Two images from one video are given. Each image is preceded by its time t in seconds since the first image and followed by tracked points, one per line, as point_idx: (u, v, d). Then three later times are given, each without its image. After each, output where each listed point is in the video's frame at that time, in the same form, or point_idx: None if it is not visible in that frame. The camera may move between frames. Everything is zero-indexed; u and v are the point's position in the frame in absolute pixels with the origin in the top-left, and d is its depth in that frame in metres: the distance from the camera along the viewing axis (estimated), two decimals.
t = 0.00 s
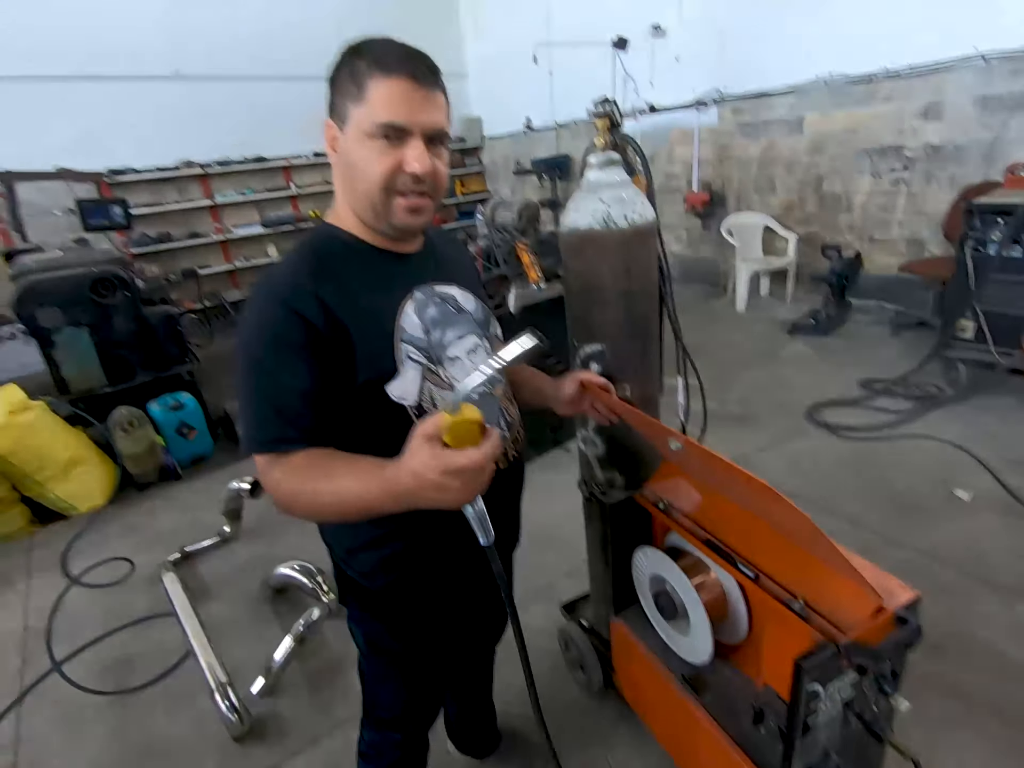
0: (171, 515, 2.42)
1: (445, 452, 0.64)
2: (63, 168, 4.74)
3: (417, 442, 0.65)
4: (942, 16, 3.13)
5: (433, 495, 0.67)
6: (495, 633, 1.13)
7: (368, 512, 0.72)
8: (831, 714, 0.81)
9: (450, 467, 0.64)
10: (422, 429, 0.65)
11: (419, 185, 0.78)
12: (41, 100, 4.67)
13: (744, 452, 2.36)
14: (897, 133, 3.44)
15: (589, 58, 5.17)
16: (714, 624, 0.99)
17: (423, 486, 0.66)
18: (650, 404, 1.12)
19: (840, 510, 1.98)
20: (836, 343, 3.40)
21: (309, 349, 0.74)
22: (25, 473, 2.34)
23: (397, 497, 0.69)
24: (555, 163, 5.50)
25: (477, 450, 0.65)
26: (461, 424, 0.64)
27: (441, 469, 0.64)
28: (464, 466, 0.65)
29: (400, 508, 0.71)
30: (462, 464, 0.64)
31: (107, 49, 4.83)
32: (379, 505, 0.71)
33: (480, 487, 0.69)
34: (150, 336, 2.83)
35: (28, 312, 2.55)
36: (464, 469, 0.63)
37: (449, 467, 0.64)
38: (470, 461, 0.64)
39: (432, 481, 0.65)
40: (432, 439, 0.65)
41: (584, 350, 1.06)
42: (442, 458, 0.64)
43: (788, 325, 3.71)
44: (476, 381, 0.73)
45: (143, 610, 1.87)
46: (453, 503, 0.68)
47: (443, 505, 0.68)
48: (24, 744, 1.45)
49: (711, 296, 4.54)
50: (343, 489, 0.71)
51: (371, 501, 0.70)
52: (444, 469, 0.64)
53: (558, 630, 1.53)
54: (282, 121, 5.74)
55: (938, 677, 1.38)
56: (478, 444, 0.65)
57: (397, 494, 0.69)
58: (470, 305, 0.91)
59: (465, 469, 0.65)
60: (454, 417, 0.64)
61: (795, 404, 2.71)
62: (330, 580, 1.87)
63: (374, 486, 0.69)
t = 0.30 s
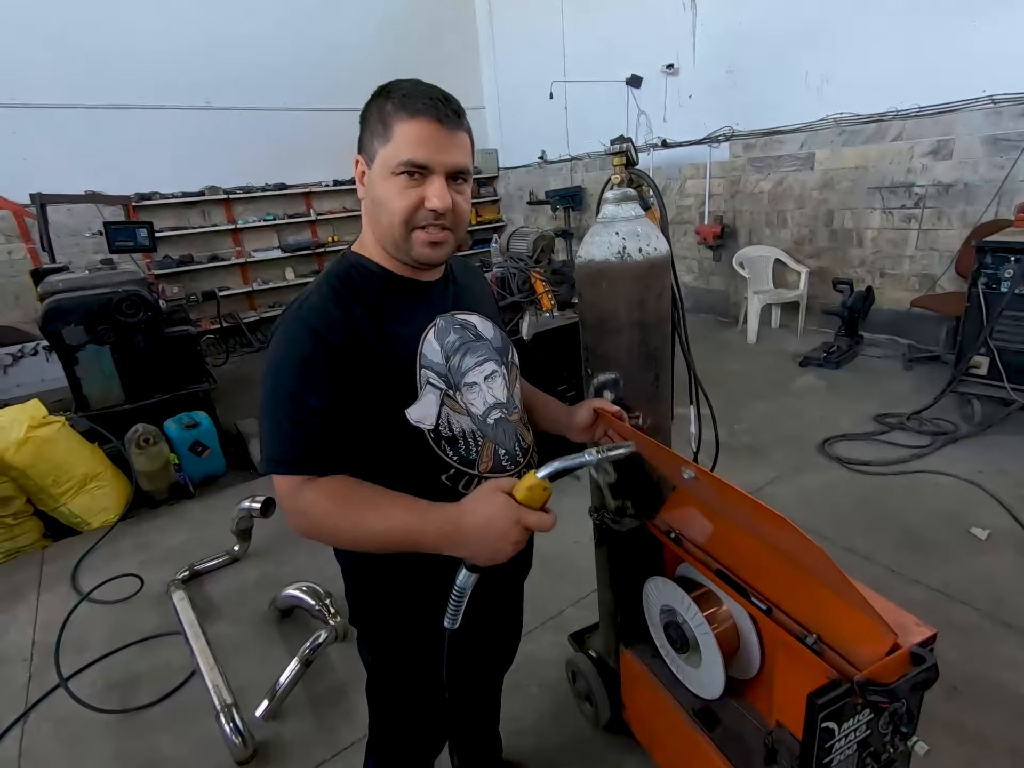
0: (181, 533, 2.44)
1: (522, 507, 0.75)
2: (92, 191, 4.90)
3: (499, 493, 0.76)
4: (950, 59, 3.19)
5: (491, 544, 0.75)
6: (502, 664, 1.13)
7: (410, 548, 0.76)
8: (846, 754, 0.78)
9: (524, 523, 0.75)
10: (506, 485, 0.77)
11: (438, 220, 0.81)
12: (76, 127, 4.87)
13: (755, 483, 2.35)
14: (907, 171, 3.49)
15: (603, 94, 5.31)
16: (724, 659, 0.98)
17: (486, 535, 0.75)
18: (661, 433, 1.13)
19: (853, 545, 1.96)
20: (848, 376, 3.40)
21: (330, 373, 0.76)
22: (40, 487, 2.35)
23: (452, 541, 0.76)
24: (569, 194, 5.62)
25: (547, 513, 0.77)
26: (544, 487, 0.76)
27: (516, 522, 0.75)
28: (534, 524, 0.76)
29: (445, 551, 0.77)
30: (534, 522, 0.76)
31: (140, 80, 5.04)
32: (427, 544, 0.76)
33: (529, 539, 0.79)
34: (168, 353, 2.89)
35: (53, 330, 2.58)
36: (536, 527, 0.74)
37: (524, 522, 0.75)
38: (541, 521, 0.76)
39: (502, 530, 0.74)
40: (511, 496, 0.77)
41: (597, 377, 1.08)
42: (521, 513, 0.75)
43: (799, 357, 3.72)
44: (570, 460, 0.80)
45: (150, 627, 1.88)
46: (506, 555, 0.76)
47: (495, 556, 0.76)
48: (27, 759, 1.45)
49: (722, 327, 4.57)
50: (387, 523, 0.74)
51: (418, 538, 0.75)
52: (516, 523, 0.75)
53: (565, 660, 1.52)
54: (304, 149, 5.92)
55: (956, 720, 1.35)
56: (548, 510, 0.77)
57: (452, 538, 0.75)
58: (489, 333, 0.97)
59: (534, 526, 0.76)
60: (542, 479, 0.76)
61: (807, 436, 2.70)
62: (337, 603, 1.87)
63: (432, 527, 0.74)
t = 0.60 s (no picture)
0: (190, 548, 2.44)
1: (530, 543, 0.75)
2: (117, 210, 5.04)
3: (506, 528, 0.76)
4: (963, 91, 3.21)
5: (495, 580, 0.75)
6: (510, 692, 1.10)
7: (419, 578, 0.76)
8: None
9: (529, 560, 0.75)
10: (515, 520, 0.77)
11: (457, 242, 0.82)
12: (104, 148, 5.02)
13: (768, 511, 2.32)
14: (920, 200, 3.49)
15: (617, 122, 5.41)
16: (738, 692, 0.95)
17: (492, 570, 0.74)
18: (675, 458, 1.12)
19: (869, 578, 1.92)
20: (863, 403, 3.36)
21: (347, 391, 0.76)
22: (53, 498, 2.38)
23: (458, 573, 0.75)
24: (582, 219, 5.69)
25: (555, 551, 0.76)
26: (551, 524, 0.76)
27: (522, 557, 0.74)
28: (540, 563, 0.75)
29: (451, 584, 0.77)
30: (540, 560, 0.75)
31: (168, 103, 5.20)
32: (434, 576, 0.75)
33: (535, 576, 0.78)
34: (183, 368, 2.93)
35: (73, 345, 2.62)
36: (542, 563, 0.74)
37: (530, 558, 0.75)
38: (548, 559, 0.75)
39: (507, 565, 0.74)
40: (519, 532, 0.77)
41: (611, 399, 1.08)
42: (528, 549, 0.75)
43: (813, 383, 3.70)
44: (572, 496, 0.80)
45: (156, 644, 1.87)
46: (510, 592, 0.76)
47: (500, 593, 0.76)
48: None
49: (734, 353, 4.55)
50: (397, 551, 0.74)
51: (426, 569, 0.74)
52: (522, 559, 0.75)
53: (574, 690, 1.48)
54: (323, 171, 6.06)
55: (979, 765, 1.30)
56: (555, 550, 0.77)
57: (459, 570, 0.75)
58: (505, 355, 0.97)
59: (540, 564, 0.75)
60: (550, 516, 0.76)
61: (820, 464, 2.67)
62: (343, 624, 1.85)
63: (437, 559, 0.73)
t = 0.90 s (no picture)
0: (194, 558, 2.43)
1: (487, 525, 0.61)
2: (134, 221, 5.12)
3: (464, 507, 0.64)
4: (975, 112, 3.21)
5: (458, 570, 0.64)
6: (512, 713, 1.08)
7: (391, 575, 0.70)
8: None
9: (486, 544, 0.61)
10: (475, 497, 0.64)
11: (467, 252, 0.82)
12: (124, 161, 5.11)
13: (779, 532, 2.28)
14: (932, 221, 3.47)
15: (628, 140, 5.45)
16: (750, 718, 0.92)
17: (451, 559, 0.63)
18: (683, 475, 1.10)
19: (883, 603, 1.87)
20: (875, 423, 3.32)
21: (352, 399, 0.76)
22: (60, 505, 2.38)
23: (424, 565, 0.67)
24: (591, 235, 5.72)
25: (520, 532, 0.61)
26: (511, 498, 0.60)
27: (476, 544, 0.61)
28: (501, 546, 0.61)
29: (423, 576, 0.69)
30: (499, 544, 0.60)
31: (187, 118, 5.30)
32: (402, 571, 0.69)
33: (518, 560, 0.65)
34: (193, 377, 2.95)
35: (86, 352, 2.65)
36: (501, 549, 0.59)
37: (486, 543, 0.61)
38: (508, 543, 0.60)
39: (462, 554, 0.62)
40: (480, 509, 0.63)
41: (620, 416, 1.07)
42: (484, 533, 0.61)
43: (824, 403, 3.66)
44: (528, 461, 0.67)
45: (157, 655, 1.85)
46: (477, 584, 0.64)
47: (469, 583, 0.64)
48: None
49: (743, 371, 4.53)
50: (367, 548, 0.69)
51: (395, 565, 0.68)
52: (478, 544, 0.61)
53: (578, 712, 1.45)
54: (337, 186, 6.15)
55: None
56: (524, 529, 0.61)
57: (423, 562, 0.66)
58: (513, 367, 0.96)
59: (500, 549, 0.60)
60: (507, 489, 0.60)
61: (832, 485, 2.63)
62: (345, 639, 1.83)
63: (397, 552, 0.67)
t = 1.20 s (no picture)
0: (194, 564, 2.41)
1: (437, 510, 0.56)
2: (144, 227, 5.16)
3: (420, 490, 0.59)
4: (987, 125, 3.18)
5: (417, 559, 0.60)
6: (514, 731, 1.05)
7: (365, 571, 0.66)
8: None
9: (434, 531, 0.56)
10: (432, 479, 0.59)
11: (467, 255, 0.81)
12: (136, 167, 5.16)
13: (788, 546, 2.24)
14: (943, 233, 3.44)
15: (636, 151, 5.46)
16: (759, 742, 0.88)
17: (410, 546, 0.59)
18: (692, 489, 1.07)
19: (895, 621, 1.83)
20: (885, 437, 3.28)
21: (351, 403, 0.74)
22: (62, 509, 2.37)
23: (391, 556, 0.63)
24: (598, 245, 5.72)
25: (471, 517, 0.55)
26: (460, 480, 0.55)
27: (427, 531, 0.56)
28: (451, 533, 0.55)
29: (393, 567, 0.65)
30: (447, 530, 0.55)
31: (199, 126, 5.35)
32: (375, 565, 0.65)
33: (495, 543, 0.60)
34: (198, 382, 2.94)
35: (92, 355, 2.65)
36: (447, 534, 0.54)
37: (435, 530, 0.56)
38: (455, 530, 0.55)
39: (415, 541, 0.58)
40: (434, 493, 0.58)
41: (627, 427, 1.04)
42: (435, 517, 0.56)
43: (833, 415, 3.62)
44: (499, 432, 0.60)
45: (155, 662, 1.83)
46: (437, 574, 0.59)
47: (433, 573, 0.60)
48: None
49: (750, 383, 4.49)
50: (342, 539, 0.66)
51: (366, 560, 0.65)
52: (429, 531, 0.57)
53: (581, 731, 1.41)
54: (345, 194, 6.19)
55: None
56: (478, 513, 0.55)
57: (389, 553, 0.62)
58: (517, 374, 0.95)
59: (449, 537, 0.55)
60: (456, 470, 0.56)
61: (841, 499, 2.58)
62: (345, 649, 1.80)
63: (362, 539, 0.64)
